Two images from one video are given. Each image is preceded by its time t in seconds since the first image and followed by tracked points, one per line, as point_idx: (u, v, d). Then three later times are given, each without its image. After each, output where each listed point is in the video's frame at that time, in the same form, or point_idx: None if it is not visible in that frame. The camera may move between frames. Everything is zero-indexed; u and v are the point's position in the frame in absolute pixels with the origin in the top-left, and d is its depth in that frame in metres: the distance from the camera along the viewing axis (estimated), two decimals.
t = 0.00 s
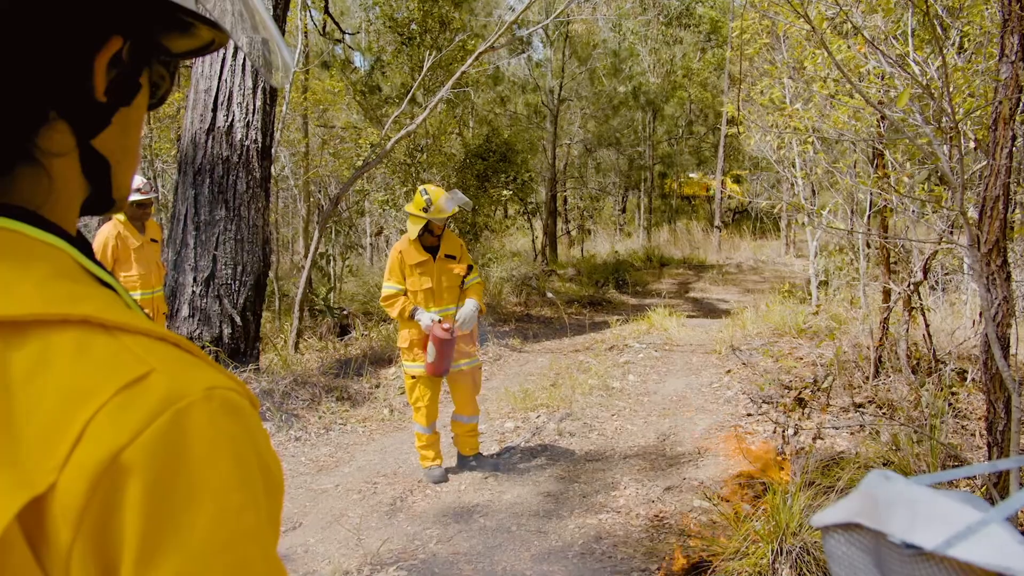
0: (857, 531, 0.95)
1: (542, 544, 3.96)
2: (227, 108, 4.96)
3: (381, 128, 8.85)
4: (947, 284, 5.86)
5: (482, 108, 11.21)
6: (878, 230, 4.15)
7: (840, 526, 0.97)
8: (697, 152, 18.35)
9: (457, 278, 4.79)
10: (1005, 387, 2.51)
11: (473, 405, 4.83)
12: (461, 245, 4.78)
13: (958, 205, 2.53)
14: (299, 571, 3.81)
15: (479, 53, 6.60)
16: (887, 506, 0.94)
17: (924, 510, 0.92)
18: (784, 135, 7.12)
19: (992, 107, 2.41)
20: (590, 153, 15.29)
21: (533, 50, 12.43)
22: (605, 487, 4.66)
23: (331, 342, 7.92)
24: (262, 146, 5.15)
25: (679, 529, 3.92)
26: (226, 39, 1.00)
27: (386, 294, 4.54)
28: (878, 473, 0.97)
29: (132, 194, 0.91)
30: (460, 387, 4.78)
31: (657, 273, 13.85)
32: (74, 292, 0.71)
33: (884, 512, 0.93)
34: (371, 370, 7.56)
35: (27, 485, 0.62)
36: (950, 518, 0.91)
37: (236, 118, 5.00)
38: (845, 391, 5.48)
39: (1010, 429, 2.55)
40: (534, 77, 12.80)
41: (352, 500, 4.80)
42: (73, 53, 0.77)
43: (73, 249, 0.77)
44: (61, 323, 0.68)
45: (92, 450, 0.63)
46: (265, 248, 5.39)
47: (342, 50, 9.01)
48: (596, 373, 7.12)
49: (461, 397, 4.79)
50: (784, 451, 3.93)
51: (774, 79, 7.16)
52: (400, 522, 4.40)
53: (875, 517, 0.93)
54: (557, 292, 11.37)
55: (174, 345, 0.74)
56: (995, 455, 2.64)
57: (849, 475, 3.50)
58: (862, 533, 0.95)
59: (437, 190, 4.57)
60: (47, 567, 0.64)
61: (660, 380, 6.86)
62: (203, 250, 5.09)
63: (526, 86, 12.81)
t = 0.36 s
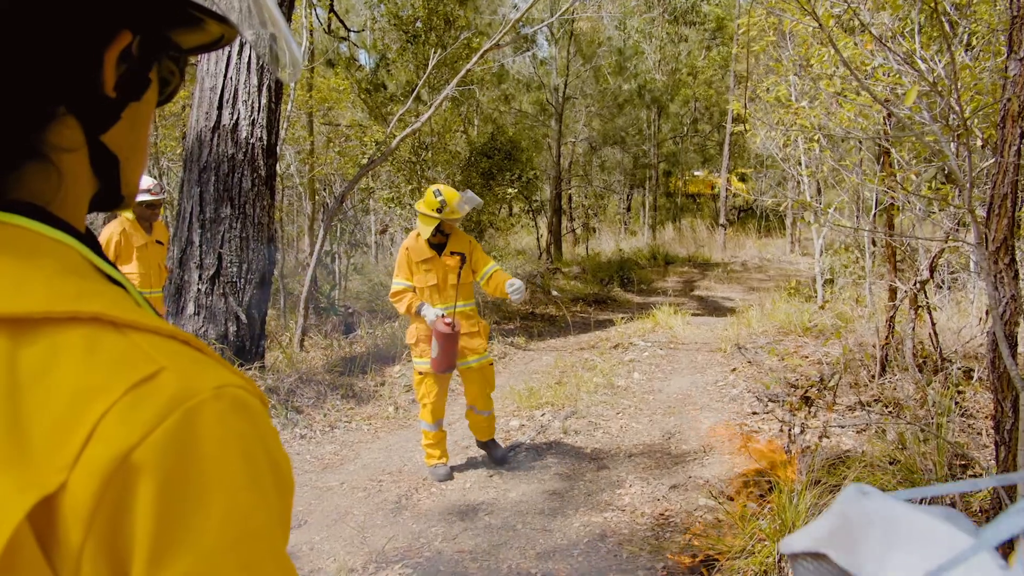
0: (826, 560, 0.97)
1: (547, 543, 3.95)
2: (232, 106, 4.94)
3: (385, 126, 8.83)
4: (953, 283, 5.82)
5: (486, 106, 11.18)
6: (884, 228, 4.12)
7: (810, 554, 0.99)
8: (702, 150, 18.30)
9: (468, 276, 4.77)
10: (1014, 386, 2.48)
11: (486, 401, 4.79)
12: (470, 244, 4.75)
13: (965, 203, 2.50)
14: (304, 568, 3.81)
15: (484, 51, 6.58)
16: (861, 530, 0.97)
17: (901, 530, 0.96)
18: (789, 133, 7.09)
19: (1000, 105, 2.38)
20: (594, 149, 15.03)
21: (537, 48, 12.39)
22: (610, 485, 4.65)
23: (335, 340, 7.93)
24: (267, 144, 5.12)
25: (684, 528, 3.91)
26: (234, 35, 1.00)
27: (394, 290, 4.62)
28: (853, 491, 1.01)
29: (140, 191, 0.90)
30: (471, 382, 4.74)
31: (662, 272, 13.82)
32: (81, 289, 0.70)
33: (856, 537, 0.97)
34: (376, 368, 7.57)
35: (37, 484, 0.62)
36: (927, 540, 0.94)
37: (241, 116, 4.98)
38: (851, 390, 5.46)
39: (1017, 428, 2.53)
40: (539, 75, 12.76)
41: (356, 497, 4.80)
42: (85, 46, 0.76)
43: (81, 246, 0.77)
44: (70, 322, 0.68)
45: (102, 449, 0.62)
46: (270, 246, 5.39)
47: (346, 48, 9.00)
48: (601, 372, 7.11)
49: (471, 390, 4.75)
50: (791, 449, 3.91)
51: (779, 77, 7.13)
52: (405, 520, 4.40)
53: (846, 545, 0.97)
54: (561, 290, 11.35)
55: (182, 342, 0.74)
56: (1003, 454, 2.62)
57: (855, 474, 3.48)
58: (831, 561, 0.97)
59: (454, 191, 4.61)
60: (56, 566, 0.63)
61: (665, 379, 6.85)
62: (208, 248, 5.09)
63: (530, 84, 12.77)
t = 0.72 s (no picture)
0: None
1: (550, 540, 3.95)
2: (234, 104, 4.94)
3: (386, 124, 8.82)
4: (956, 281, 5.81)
5: (488, 104, 11.16)
6: (887, 226, 4.11)
7: None
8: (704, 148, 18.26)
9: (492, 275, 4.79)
10: (1017, 384, 2.48)
11: (496, 399, 4.84)
12: (492, 242, 4.80)
13: (969, 201, 2.50)
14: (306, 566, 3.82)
15: (486, 49, 6.56)
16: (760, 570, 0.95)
17: (802, 573, 0.91)
18: (792, 131, 7.07)
19: (1003, 102, 2.37)
20: (596, 150, 15.59)
21: (538, 46, 12.36)
22: (612, 483, 4.65)
23: (337, 338, 7.94)
24: (269, 142, 5.12)
25: (687, 525, 3.91)
26: (241, 29, 0.99)
27: (418, 284, 4.70)
28: (750, 534, 1.00)
29: (144, 184, 0.90)
30: (482, 380, 4.79)
31: (664, 270, 13.80)
32: (86, 283, 0.69)
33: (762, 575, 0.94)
34: (378, 366, 7.57)
35: (43, 479, 0.61)
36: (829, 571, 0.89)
37: (243, 114, 4.98)
38: (854, 388, 5.46)
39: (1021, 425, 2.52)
40: (541, 73, 12.73)
41: (359, 495, 4.80)
42: (86, 40, 0.75)
43: (87, 241, 0.76)
44: (75, 314, 0.67)
45: (109, 443, 0.62)
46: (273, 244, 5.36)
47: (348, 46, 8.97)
48: (603, 369, 7.11)
49: (485, 390, 4.82)
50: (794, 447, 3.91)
51: (781, 74, 7.11)
52: (407, 518, 4.40)
53: None
54: (563, 287, 11.35)
55: (188, 337, 0.73)
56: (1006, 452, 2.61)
57: (858, 472, 3.48)
58: None
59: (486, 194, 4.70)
60: (63, 562, 0.63)
61: (667, 377, 6.85)
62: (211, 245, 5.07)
63: (531, 82, 12.74)
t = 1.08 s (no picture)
0: None
1: (552, 538, 3.96)
2: (236, 102, 4.10)
3: (388, 123, 8.82)
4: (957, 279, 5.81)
5: (489, 103, 11.17)
6: (888, 224, 4.12)
7: None
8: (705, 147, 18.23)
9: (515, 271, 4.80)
10: (1017, 382, 2.49)
11: (507, 395, 4.88)
12: (518, 241, 4.78)
13: (969, 199, 2.51)
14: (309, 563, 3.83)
15: (488, 47, 6.55)
16: None
17: None
18: (793, 129, 7.06)
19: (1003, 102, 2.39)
20: (596, 148, 15.67)
21: (540, 45, 12.34)
22: (614, 480, 4.66)
23: (339, 337, 7.96)
24: (272, 141, 4.30)
25: (688, 523, 3.92)
26: (248, 26, 1.00)
27: (442, 279, 4.77)
28: None
29: (152, 178, 0.90)
30: (497, 375, 4.83)
31: (665, 268, 13.80)
32: (94, 277, 0.70)
33: None
34: (379, 364, 7.58)
35: (57, 469, 0.62)
36: None
37: (245, 112, 4.14)
38: (855, 386, 5.46)
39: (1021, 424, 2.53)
40: (542, 71, 12.72)
41: (361, 493, 4.82)
42: (97, 41, 0.76)
43: (97, 236, 0.77)
44: (86, 308, 0.68)
45: (123, 432, 0.63)
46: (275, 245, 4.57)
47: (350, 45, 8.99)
48: (604, 368, 7.12)
49: (498, 386, 4.85)
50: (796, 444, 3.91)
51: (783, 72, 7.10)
52: (409, 515, 4.41)
53: None
54: (565, 286, 11.36)
55: (197, 330, 0.74)
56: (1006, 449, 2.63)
57: (859, 470, 3.48)
58: None
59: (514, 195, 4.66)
60: (77, 551, 0.64)
61: (668, 375, 6.86)
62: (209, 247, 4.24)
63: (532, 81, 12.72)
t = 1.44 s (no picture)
0: None
1: (552, 535, 3.98)
2: (237, 102, 4.11)
3: (390, 123, 8.83)
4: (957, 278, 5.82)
5: (491, 102, 11.18)
6: (889, 224, 4.12)
7: None
8: (706, 146, 18.22)
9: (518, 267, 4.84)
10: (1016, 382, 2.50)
11: (509, 391, 4.91)
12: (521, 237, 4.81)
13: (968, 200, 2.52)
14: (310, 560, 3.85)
15: (489, 47, 6.55)
16: None
17: None
18: (795, 129, 7.07)
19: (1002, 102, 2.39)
20: (597, 147, 15.73)
21: (542, 44, 12.34)
22: (614, 479, 4.68)
23: (340, 336, 8.00)
24: (274, 140, 4.28)
25: (689, 521, 3.94)
26: (253, 29, 1.02)
27: (444, 275, 4.72)
28: None
29: (160, 178, 0.92)
30: (499, 371, 4.84)
31: (666, 268, 13.81)
32: (103, 273, 0.72)
33: None
34: (381, 362, 7.61)
35: (71, 458, 0.64)
36: None
37: (247, 111, 4.14)
38: (855, 385, 5.48)
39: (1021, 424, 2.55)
40: (543, 71, 12.70)
41: (362, 491, 4.84)
42: (107, 45, 0.78)
43: (107, 234, 0.79)
44: (97, 303, 0.70)
45: (134, 424, 0.65)
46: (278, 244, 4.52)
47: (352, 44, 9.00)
48: (605, 366, 7.14)
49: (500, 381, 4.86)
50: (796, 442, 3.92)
51: (784, 72, 7.10)
52: (410, 513, 4.44)
53: None
54: (565, 285, 11.38)
55: (204, 326, 0.76)
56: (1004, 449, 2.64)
57: (858, 468, 3.49)
58: None
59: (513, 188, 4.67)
60: (88, 539, 0.66)
61: (669, 374, 6.88)
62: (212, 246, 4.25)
63: (534, 80, 12.73)
